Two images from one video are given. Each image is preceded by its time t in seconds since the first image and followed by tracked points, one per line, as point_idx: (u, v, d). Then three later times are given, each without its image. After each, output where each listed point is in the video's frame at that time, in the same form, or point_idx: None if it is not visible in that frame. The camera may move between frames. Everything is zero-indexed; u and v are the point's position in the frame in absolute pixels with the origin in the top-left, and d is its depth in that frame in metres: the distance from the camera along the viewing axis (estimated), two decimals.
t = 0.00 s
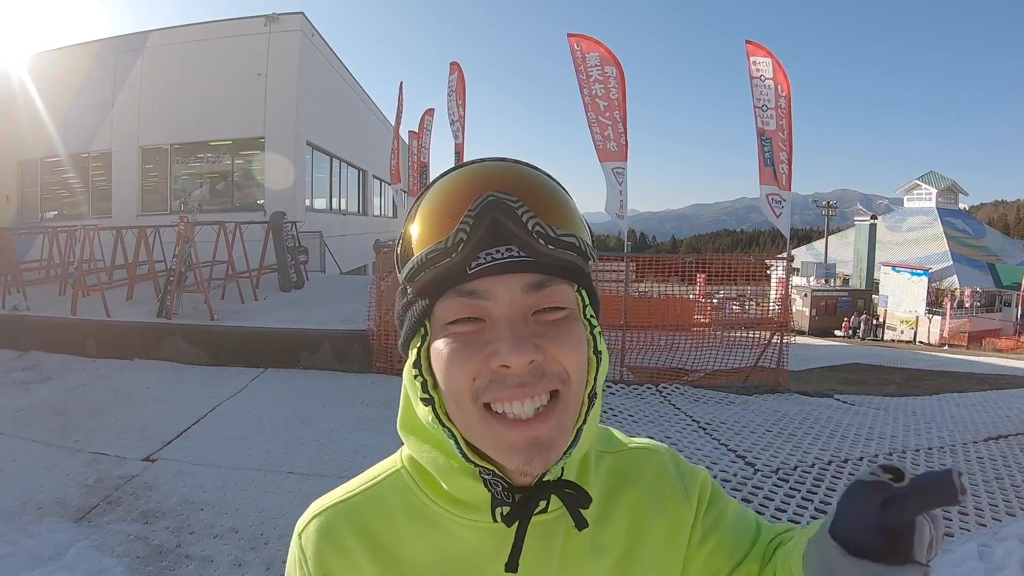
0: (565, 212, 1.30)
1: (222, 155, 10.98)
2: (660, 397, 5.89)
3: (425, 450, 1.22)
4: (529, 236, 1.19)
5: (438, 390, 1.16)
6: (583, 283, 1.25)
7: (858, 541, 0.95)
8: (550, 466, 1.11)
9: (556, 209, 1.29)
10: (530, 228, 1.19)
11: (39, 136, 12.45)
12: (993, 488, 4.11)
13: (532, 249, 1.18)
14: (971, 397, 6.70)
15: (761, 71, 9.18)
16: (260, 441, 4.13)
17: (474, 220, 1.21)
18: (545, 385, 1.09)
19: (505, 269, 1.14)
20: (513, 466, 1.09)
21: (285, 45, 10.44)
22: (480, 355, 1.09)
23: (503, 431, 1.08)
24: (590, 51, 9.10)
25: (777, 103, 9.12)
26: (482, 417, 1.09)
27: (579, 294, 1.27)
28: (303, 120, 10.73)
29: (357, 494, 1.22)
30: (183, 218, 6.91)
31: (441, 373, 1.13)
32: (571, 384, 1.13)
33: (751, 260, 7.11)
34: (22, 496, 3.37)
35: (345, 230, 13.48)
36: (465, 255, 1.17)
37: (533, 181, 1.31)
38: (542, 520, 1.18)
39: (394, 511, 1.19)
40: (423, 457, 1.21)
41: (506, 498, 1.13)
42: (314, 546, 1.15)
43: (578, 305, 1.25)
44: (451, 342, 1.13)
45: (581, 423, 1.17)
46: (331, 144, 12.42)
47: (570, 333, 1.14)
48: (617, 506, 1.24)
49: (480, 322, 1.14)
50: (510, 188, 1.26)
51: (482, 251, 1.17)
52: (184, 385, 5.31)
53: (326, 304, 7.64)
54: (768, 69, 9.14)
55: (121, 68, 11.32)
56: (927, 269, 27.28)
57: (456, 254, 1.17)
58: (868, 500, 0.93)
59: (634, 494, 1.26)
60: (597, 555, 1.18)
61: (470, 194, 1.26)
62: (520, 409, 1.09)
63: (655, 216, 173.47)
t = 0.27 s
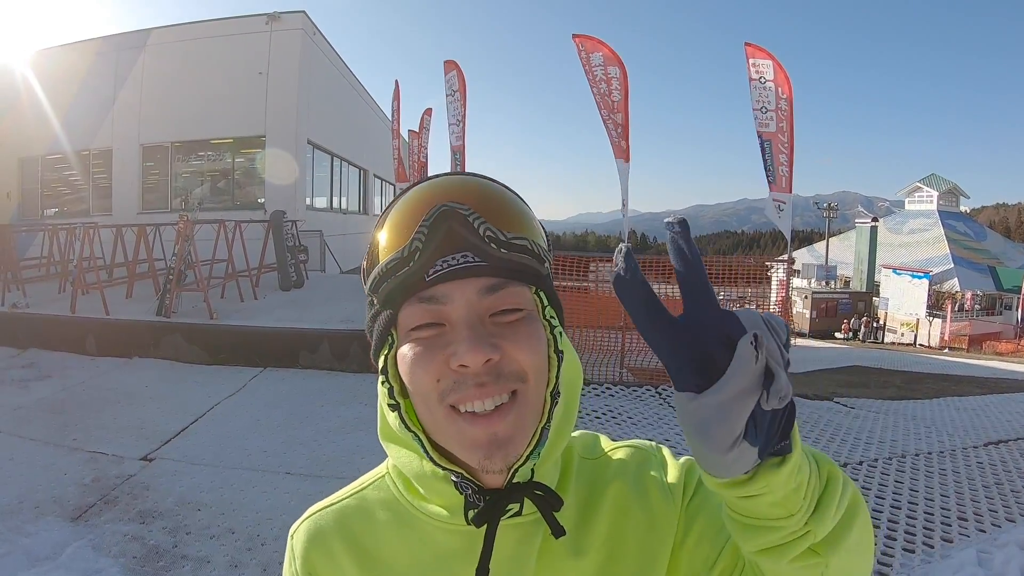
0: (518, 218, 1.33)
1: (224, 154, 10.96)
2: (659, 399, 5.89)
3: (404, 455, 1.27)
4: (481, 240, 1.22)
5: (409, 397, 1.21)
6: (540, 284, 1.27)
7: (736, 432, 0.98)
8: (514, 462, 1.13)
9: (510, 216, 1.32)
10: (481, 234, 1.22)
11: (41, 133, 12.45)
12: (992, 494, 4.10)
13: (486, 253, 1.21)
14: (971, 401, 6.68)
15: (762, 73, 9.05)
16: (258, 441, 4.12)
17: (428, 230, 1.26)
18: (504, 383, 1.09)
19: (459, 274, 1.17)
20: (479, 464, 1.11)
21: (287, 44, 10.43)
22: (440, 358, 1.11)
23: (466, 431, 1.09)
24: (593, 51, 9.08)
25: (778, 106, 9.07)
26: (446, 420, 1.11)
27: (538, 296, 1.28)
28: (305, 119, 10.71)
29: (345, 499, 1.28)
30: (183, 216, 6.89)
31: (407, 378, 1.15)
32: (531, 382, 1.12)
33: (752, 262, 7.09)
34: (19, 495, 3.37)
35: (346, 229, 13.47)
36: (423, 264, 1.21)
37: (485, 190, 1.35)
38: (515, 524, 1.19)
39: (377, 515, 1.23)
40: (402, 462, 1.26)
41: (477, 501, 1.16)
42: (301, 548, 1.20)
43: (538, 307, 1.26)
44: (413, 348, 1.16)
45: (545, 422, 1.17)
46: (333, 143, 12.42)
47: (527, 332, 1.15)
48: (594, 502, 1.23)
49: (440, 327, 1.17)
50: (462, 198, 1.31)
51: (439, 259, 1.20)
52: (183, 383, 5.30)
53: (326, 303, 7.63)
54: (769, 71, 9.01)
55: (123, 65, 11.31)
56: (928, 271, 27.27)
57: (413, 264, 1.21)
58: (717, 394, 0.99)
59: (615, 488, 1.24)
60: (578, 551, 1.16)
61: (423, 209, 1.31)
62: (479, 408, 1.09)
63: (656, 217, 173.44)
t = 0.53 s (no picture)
0: (509, 215, 1.37)
1: (225, 152, 10.96)
2: (659, 401, 5.88)
3: (405, 447, 1.30)
4: (470, 229, 1.26)
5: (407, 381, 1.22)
6: (528, 274, 1.29)
7: (718, 398, 0.98)
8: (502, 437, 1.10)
9: (501, 212, 1.36)
10: (470, 223, 1.27)
11: (43, 129, 12.46)
12: (992, 499, 4.10)
13: (472, 239, 1.25)
14: (971, 406, 6.67)
15: (764, 77, 9.12)
16: (257, 439, 4.13)
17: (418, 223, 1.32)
18: (491, 353, 1.08)
19: (450, 256, 1.20)
20: (463, 436, 1.07)
21: (290, 43, 10.43)
22: (430, 331, 1.12)
23: (454, 400, 1.07)
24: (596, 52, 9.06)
25: (780, 109, 9.10)
26: (435, 392, 1.10)
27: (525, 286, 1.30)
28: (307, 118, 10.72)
29: (346, 497, 1.28)
30: (185, 214, 6.90)
31: (399, 358, 1.16)
32: (518, 355, 1.11)
33: (754, 264, 7.08)
34: (18, 491, 3.37)
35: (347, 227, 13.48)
36: (417, 251, 1.25)
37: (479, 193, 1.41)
38: (512, 515, 1.19)
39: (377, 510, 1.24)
40: (404, 457, 1.28)
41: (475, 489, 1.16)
42: (303, 544, 1.20)
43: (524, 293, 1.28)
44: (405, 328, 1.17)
45: (535, 406, 1.17)
46: (335, 142, 12.42)
47: (514, 308, 1.15)
48: (590, 494, 1.24)
49: (431, 306, 1.18)
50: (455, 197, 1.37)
51: (432, 246, 1.24)
52: (183, 381, 5.30)
53: (326, 302, 7.63)
54: (771, 74, 9.07)
55: (126, 62, 11.32)
56: (929, 275, 27.26)
57: (408, 252, 1.26)
58: (698, 365, 0.99)
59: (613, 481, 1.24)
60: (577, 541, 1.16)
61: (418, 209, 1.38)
62: (466, 376, 1.08)
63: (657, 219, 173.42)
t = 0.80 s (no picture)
0: (520, 219, 1.32)
1: (227, 150, 10.96)
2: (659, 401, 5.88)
3: (402, 443, 1.27)
4: (481, 239, 1.21)
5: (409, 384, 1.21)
6: (539, 285, 1.26)
7: (708, 414, 0.99)
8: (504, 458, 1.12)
9: (511, 216, 1.31)
10: (481, 232, 1.22)
11: (44, 126, 12.47)
12: (991, 500, 4.10)
13: (485, 251, 1.20)
14: (971, 408, 6.67)
15: (767, 78, 9.12)
16: (257, 437, 4.13)
17: (431, 225, 1.26)
18: (497, 379, 1.09)
19: (459, 271, 1.17)
20: (469, 457, 1.10)
21: (291, 41, 10.43)
22: (437, 351, 1.11)
23: (458, 423, 1.09)
24: (596, 55, 9.07)
25: (785, 110, 9.10)
26: (440, 412, 1.11)
27: (536, 296, 1.27)
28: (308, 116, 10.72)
29: (342, 486, 1.28)
30: (185, 212, 6.90)
31: (404, 369, 1.16)
32: (524, 380, 1.12)
33: (754, 265, 7.09)
34: (17, 488, 3.37)
35: (348, 226, 13.49)
36: (424, 259, 1.21)
37: (490, 189, 1.35)
38: (507, 516, 1.18)
39: (373, 502, 1.24)
40: (399, 450, 1.27)
41: (471, 492, 1.15)
42: (299, 531, 1.21)
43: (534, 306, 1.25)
44: (411, 340, 1.16)
45: (537, 421, 1.15)
46: (336, 141, 12.43)
47: (522, 330, 1.14)
48: (582, 492, 1.23)
49: (437, 322, 1.17)
50: (466, 197, 1.31)
51: (440, 255, 1.20)
52: (183, 379, 5.30)
53: (327, 300, 7.63)
54: (774, 76, 9.07)
55: (128, 60, 11.32)
56: (930, 277, 27.24)
57: (415, 258, 1.22)
58: (688, 380, 1.01)
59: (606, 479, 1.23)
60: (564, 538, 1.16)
61: (425, 207, 1.32)
62: (471, 402, 1.08)
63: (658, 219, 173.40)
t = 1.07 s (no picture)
0: (502, 227, 1.15)
1: (228, 147, 10.95)
2: (659, 399, 5.87)
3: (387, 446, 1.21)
4: (449, 261, 1.07)
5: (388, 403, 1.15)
6: (524, 306, 1.11)
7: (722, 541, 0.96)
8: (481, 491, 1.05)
9: (490, 226, 1.14)
10: (447, 253, 1.07)
11: (46, 123, 12.48)
12: (992, 500, 4.08)
13: (453, 276, 1.06)
14: (972, 407, 6.65)
15: (770, 75, 9.12)
16: (257, 434, 4.13)
17: (396, 245, 1.14)
18: (468, 418, 1.00)
19: (423, 299, 1.06)
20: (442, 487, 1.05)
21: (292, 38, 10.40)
22: (404, 384, 1.04)
23: (429, 456, 1.04)
24: (599, 51, 9.01)
25: (789, 106, 9.01)
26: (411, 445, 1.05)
27: (521, 316, 1.12)
28: (310, 113, 10.70)
29: (336, 487, 1.26)
30: (187, 208, 6.90)
31: (378, 394, 1.10)
32: (495, 416, 1.02)
33: (755, 264, 7.08)
34: (17, 483, 3.37)
35: (350, 223, 13.50)
36: (391, 281, 1.11)
37: (465, 195, 1.18)
38: (500, 520, 1.16)
39: (367, 505, 1.22)
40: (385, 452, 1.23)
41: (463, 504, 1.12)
42: (293, 534, 1.20)
43: (519, 330, 1.10)
44: (382, 368, 1.09)
45: (527, 445, 1.09)
46: (337, 138, 12.42)
47: (495, 362, 1.03)
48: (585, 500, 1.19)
49: (408, 347, 1.09)
50: (435, 209, 1.16)
51: (407, 278, 1.09)
52: (184, 375, 5.30)
53: (328, 297, 7.63)
54: (777, 73, 9.07)
55: (129, 57, 11.32)
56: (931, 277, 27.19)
57: (381, 281, 1.13)
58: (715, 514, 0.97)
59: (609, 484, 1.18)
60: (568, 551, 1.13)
61: (394, 220, 1.19)
62: (441, 440, 1.01)
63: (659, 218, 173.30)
